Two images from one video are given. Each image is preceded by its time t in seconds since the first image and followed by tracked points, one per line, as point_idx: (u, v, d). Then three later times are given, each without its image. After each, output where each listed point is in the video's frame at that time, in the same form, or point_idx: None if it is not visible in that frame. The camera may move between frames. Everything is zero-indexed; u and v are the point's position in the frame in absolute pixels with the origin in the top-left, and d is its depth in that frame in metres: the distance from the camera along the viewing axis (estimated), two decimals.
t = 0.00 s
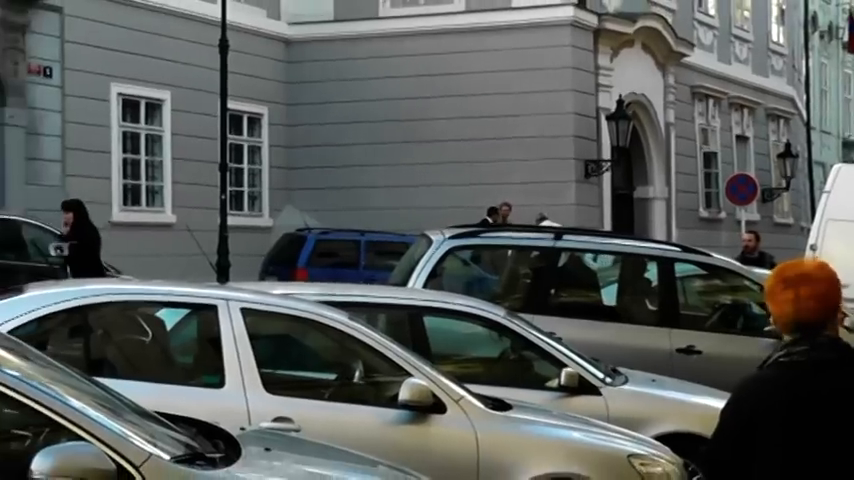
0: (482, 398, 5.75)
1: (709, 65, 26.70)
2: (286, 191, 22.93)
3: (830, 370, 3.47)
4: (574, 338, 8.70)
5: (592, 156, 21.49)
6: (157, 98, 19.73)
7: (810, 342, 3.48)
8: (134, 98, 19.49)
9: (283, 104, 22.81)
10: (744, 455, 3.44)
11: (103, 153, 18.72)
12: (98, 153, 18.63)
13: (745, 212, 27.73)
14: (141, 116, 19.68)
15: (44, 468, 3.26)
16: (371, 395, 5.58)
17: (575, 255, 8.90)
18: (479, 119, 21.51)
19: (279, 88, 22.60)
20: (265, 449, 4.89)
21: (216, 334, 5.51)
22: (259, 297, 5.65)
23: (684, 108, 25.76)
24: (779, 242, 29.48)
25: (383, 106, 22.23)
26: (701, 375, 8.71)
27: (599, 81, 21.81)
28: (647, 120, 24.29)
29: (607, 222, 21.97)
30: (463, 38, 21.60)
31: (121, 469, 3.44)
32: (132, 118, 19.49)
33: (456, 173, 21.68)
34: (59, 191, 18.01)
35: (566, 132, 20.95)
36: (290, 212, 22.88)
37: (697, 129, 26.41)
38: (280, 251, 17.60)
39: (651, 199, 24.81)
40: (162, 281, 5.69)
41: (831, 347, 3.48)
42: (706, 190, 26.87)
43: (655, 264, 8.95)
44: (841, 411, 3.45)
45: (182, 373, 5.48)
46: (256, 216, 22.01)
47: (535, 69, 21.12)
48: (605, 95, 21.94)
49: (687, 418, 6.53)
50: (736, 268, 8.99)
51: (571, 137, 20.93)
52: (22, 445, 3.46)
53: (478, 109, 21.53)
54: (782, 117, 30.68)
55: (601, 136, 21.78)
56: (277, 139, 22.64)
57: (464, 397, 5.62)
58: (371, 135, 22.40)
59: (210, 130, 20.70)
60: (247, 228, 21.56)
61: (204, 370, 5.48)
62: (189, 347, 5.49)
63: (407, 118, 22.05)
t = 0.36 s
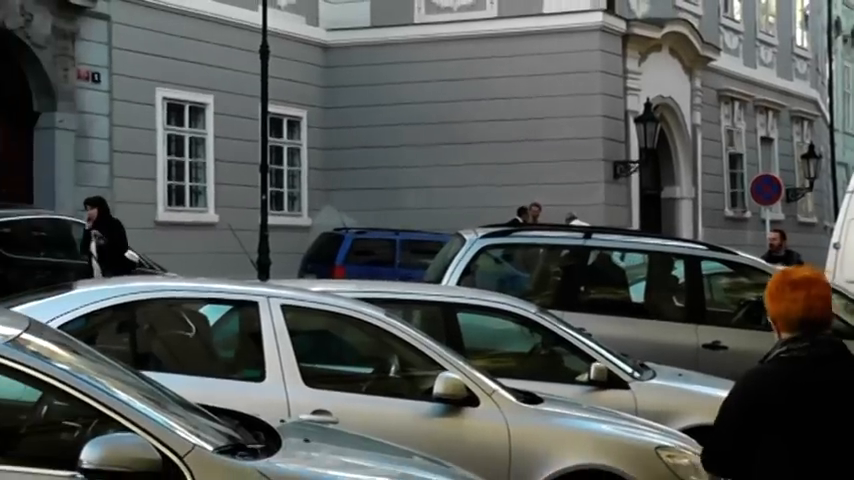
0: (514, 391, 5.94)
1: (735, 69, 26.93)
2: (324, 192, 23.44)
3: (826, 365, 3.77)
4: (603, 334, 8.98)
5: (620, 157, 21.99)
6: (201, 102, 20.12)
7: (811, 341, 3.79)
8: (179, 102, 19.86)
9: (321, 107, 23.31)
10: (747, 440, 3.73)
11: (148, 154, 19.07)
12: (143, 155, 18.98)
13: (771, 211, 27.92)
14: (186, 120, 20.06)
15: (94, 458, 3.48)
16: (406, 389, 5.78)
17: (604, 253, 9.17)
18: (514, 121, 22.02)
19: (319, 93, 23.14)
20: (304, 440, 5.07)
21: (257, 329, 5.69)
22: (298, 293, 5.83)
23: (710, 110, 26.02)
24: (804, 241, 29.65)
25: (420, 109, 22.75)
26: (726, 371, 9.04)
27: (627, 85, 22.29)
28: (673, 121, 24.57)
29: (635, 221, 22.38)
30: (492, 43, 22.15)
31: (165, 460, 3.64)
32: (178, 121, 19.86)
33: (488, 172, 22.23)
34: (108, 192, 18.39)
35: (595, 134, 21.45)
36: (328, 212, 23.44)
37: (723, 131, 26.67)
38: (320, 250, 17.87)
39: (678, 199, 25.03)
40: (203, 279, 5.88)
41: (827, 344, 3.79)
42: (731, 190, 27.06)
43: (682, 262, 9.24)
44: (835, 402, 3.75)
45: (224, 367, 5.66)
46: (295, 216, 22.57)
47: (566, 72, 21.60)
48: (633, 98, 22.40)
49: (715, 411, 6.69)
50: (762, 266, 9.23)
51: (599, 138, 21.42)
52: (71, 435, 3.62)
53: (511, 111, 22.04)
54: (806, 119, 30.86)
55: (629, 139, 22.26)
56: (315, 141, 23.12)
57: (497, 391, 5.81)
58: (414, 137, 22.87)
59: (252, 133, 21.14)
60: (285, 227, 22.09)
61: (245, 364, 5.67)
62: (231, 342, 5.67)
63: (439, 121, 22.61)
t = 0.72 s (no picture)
0: (537, 385, 6.13)
1: (752, 70, 27.12)
2: (353, 191, 23.73)
3: (803, 341, 4.15)
4: (623, 329, 9.22)
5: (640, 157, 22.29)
6: (233, 105, 20.48)
7: (791, 319, 4.16)
8: (213, 105, 20.24)
9: (350, 110, 23.60)
10: (733, 420, 4.14)
11: (182, 155, 19.44)
12: (175, 156, 19.32)
13: (787, 209, 28.10)
14: (219, 122, 20.42)
15: (132, 450, 3.51)
16: (432, 382, 5.97)
17: (624, 250, 9.39)
18: (534, 122, 22.37)
19: (348, 96, 23.40)
20: (335, 433, 5.19)
21: (288, 325, 5.89)
22: (328, 290, 6.02)
23: (727, 111, 26.18)
24: (820, 238, 29.77)
25: (442, 112, 23.13)
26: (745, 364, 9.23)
27: (647, 87, 22.61)
28: (692, 122, 24.77)
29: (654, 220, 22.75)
30: (511, 48, 22.49)
31: (202, 451, 3.70)
32: (211, 123, 20.22)
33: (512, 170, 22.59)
34: (144, 192, 18.77)
35: (614, 135, 21.78)
36: (357, 211, 23.72)
37: (741, 132, 26.83)
38: (350, 247, 18.34)
39: (696, 197, 25.23)
40: (237, 276, 6.07)
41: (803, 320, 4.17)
42: (748, 189, 27.22)
43: (701, 259, 9.44)
44: (815, 374, 4.13)
45: (258, 361, 5.84)
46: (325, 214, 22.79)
47: (587, 75, 21.92)
48: (652, 99, 22.73)
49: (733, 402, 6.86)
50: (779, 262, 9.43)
51: (618, 139, 21.76)
52: (111, 427, 3.67)
53: (534, 112, 22.36)
54: (821, 120, 31.01)
55: (648, 139, 22.55)
56: (344, 141, 23.40)
57: (521, 384, 5.99)
58: (434, 138, 23.24)
59: (282, 135, 21.48)
60: (316, 226, 22.32)
61: (278, 358, 5.85)
62: (263, 336, 5.85)
63: (463, 122, 22.92)
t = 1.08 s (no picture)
0: (569, 376, 6.31)
1: (778, 70, 27.61)
2: (390, 189, 24.38)
3: (824, 337, 4.47)
4: (652, 321, 9.48)
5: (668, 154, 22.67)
6: (274, 105, 21.16)
7: (813, 318, 4.46)
8: (253, 106, 20.89)
9: (386, 110, 24.26)
10: (759, 410, 4.45)
11: (224, 155, 20.09)
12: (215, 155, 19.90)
13: (813, 206, 28.58)
14: (260, 122, 21.10)
15: (177, 438, 3.70)
16: (467, 373, 6.16)
17: (654, 245, 9.70)
18: (564, 121, 22.84)
19: (384, 96, 24.10)
20: (372, 422, 5.30)
21: (327, 317, 6.08)
22: (366, 284, 6.22)
23: (753, 110, 26.61)
24: (847, 234, 30.14)
25: (475, 111, 23.70)
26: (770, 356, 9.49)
27: (675, 87, 23.01)
28: (719, 121, 25.23)
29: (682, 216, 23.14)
30: (540, 49, 23.03)
31: (244, 439, 3.83)
32: (252, 123, 20.90)
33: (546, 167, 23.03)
34: (189, 191, 19.41)
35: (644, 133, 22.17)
36: (393, 207, 24.43)
37: (767, 130, 27.27)
38: (385, 243, 18.51)
39: (723, 194, 25.67)
40: (278, 271, 6.29)
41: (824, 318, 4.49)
42: (774, 186, 27.67)
43: (727, 253, 9.72)
44: (833, 369, 4.45)
45: (298, 353, 6.05)
46: (362, 211, 23.48)
47: (617, 76, 22.30)
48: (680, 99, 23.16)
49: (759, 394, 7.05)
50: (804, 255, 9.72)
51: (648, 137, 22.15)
52: (157, 416, 3.84)
53: (567, 112, 22.80)
54: (846, 118, 31.47)
55: (676, 138, 22.97)
56: (380, 140, 24.05)
57: (553, 375, 6.18)
58: (462, 137, 23.84)
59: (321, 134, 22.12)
60: (353, 222, 22.98)
61: (317, 350, 6.06)
62: (303, 329, 6.06)
63: (496, 123, 23.47)
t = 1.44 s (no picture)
0: (594, 370, 6.51)
1: (798, 74, 28.17)
2: (420, 189, 25.02)
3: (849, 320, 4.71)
4: (675, 316, 9.73)
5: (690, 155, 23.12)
6: (308, 108, 21.77)
7: (837, 302, 4.75)
8: (289, 109, 21.48)
9: (416, 112, 24.90)
10: (783, 395, 4.76)
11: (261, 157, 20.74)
12: (249, 156, 20.47)
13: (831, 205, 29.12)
14: (295, 125, 21.66)
15: (216, 430, 3.87)
16: (495, 367, 6.36)
17: (676, 244, 9.87)
18: (589, 122, 23.37)
19: (414, 99, 24.69)
20: (403, 415, 5.43)
21: (359, 312, 6.29)
22: (398, 281, 6.42)
23: (774, 112, 27.16)
24: None
25: (501, 113, 24.32)
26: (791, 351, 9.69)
27: (698, 89, 23.50)
28: (741, 123, 25.76)
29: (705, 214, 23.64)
30: (566, 53, 23.59)
31: (279, 430, 3.99)
32: (287, 126, 21.48)
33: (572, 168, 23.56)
34: (225, 191, 20.06)
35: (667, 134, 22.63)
36: (422, 208, 25.00)
37: (787, 131, 27.77)
38: (415, 243, 18.80)
39: (744, 193, 26.17)
40: (311, 268, 6.48)
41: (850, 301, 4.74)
42: (793, 185, 28.23)
43: (749, 251, 9.91)
44: None
45: (332, 347, 6.25)
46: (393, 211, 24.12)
47: (641, 78, 22.83)
48: (703, 100, 23.63)
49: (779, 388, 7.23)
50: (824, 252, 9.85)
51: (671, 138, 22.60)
52: (195, 409, 4.00)
53: (593, 114, 23.34)
54: None
55: (699, 138, 23.45)
56: (411, 142, 24.72)
57: (579, 370, 6.38)
58: (484, 139, 24.55)
59: (353, 136, 22.77)
60: (383, 221, 23.63)
61: (350, 345, 6.26)
62: (336, 324, 6.26)
63: (523, 124, 24.07)
